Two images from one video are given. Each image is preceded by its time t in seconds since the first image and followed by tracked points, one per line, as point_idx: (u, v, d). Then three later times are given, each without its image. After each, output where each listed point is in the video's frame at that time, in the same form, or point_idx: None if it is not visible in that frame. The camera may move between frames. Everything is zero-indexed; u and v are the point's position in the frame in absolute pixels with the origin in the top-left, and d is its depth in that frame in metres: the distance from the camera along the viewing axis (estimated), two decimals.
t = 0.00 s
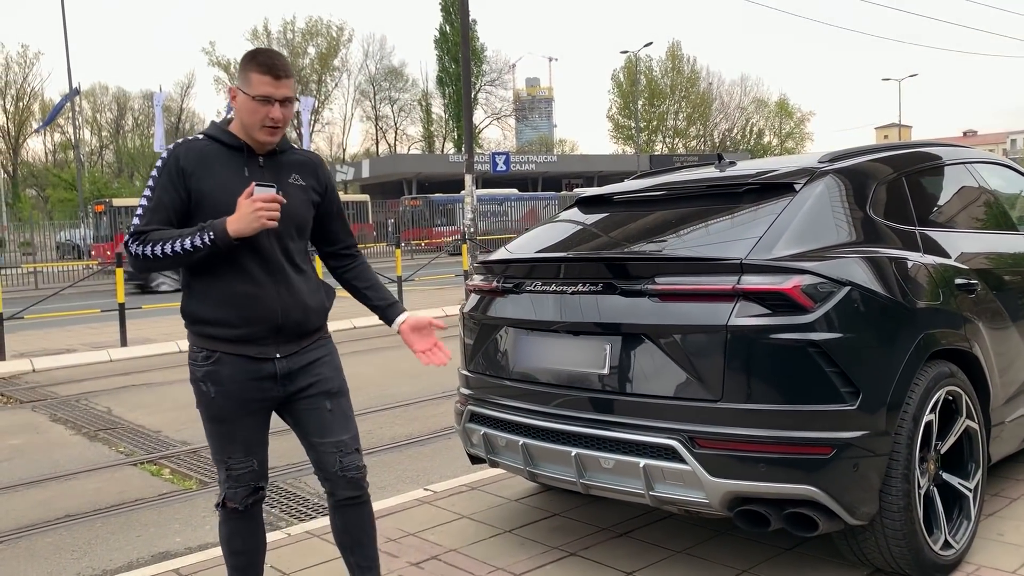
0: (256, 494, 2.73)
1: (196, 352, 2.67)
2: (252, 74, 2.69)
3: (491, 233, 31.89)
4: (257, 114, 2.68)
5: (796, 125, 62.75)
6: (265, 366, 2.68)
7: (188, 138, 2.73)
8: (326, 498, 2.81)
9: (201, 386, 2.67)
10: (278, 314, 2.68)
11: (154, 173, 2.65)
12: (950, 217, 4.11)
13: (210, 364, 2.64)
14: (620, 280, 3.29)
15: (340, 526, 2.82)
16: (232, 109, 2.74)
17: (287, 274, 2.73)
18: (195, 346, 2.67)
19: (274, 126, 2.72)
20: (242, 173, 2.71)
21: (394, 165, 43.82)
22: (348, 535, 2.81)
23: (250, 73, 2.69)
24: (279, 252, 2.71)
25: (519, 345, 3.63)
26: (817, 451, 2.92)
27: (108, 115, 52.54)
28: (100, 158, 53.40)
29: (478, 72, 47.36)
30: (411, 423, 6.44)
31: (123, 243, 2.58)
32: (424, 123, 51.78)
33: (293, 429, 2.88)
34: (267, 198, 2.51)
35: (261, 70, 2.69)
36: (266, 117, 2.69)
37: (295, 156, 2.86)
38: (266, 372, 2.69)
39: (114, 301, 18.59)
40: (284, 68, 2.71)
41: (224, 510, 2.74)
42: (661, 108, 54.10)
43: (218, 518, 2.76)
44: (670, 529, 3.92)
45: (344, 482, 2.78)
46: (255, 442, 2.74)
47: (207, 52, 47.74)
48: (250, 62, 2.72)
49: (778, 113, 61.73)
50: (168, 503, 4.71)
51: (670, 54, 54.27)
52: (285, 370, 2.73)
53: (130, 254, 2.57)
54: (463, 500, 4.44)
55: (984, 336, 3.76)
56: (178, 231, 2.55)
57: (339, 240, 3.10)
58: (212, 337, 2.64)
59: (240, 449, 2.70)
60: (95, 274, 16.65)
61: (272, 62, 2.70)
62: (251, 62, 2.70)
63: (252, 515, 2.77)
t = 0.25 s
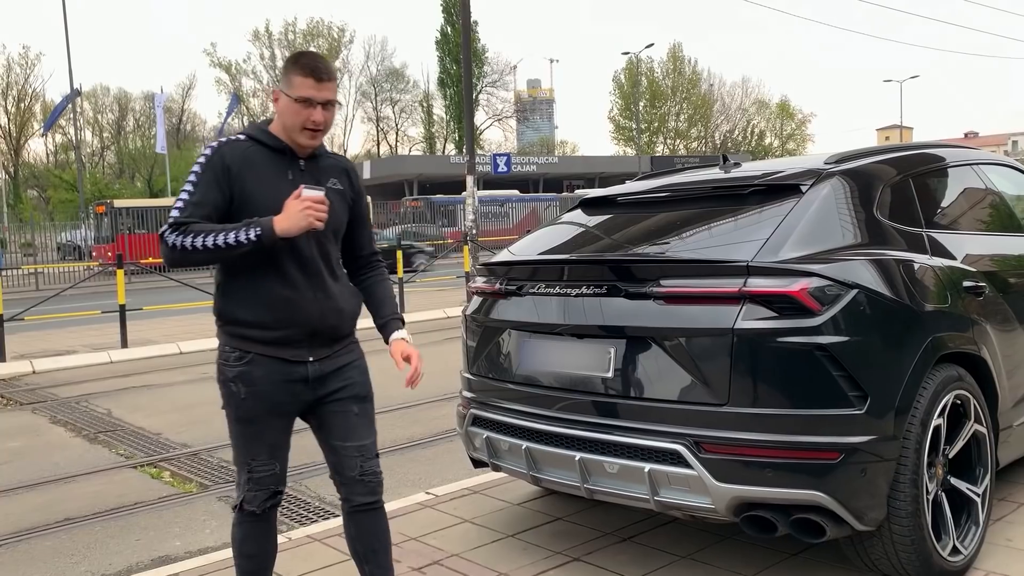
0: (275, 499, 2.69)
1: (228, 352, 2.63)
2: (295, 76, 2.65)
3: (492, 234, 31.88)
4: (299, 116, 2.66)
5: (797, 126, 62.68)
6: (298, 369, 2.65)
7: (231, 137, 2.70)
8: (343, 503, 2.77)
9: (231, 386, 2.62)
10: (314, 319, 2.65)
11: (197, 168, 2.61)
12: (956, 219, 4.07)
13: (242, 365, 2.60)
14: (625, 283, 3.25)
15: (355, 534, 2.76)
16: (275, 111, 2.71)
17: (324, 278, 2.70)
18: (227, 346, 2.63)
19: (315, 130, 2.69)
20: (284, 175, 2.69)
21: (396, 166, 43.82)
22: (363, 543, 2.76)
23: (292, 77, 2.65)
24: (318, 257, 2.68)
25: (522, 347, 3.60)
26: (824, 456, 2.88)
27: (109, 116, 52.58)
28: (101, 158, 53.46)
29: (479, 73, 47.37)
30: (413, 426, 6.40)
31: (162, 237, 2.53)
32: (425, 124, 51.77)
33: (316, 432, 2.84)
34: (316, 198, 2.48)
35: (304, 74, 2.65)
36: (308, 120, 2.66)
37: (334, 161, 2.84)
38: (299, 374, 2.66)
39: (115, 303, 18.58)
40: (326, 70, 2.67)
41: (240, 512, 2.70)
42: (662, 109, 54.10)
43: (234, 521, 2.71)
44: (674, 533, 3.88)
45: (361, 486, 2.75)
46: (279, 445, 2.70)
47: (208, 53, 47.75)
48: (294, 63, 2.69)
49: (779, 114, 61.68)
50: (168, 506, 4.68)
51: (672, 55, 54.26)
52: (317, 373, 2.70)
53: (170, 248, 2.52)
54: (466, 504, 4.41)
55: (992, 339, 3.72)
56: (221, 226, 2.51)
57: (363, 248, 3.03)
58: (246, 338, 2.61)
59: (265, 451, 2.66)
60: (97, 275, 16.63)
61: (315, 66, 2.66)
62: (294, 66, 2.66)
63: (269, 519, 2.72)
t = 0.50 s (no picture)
0: (313, 510, 2.62)
1: (278, 350, 2.60)
2: (346, 74, 2.64)
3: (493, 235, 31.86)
4: (349, 114, 2.64)
5: (799, 128, 62.59)
6: (347, 366, 2.63)
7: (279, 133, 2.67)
8: (366, 501, 2.79)
9: (278, 383, 2.59)
10: (363, 314, 2.61)
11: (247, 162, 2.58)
12: (962, 220, 4.04)
13: (292, 363, 2.57)
14: (631, 283, 3.22)
15: (375, 535, 2.79)
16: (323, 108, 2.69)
17: (373, 272, 2.67)
18: (277, 345, 2.61)
19: (364, 128, 2.67)
20: (333, 170, 2.65)
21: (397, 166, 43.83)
22: (380, 545, 2.79)
23: (344, 74, 2.63)
24: (366, 252, 2.64)
25: (527, 348, 3.57)
26: (832, 459, 2.85)
27: (112, 114, 52.61)
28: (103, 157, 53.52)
29: (481, 74, 47.36)
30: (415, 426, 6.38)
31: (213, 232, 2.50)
32: (427, 124, 51.78)
33: (354, 432, 2.83)
34: (362, 186, 2.45)
35: (356, 71, 2.63)
36: (358, 119, 2.64)
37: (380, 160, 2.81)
38: (348, 371, 2.63)
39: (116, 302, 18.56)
40: (377, 70, 2.66)
41: (274, 523, 2.62)
42: (664, 110, 54.08)
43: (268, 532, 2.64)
44: (679, 536, 3.85)
45: (389, 486, 2.77)
46: (322, 450, 2.66)
47: (210, 52, 47.76)
48: (344, 62, 2.67)
49: (782, 116, 61.60)
50: (168, 506, 4.65)
51: (674, 56, 54.24)
52: (364, 372, 2.68)
53: (221, 244, 2.49)
54: (468, 506, 4.37)
55: (1001, 341, 3.68)
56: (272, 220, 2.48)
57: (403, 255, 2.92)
58: (296, 335, 2.58)
59: (307, 455, 2.61)
60: (98, 274, 16.61)
61: (368, 64, 2.64)
62: (347, 64, 2.64)
63: (302, 532, 2.65)
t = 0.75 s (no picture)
0: (357, 510, 2.54)
1: (310, 344, 2.55)
2: (398, 83, 2.58)
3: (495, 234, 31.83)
4: (397, 124, 2.61)
5: (802, 129, 62.48)
6: (380, 361, 2.60)
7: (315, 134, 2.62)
8: (384, 502, 2.80)
9: (311, 376, 2.54)
10: (396, 311, 2.60)
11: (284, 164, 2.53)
12: (968, 222, 4.02)
13: (325, 355, 2.53)
14: (637, 283, 3.19)
15: (391, 537, 2.80)
16: (367, 112, 2.64)
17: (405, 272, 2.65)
18: (308, 339, 2.56)
19: (410, 137, 2.66)
20: (371, 173, 2.63)
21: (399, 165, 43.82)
22: (394, 548, 2.80)
23: (394, 85, 2.58)
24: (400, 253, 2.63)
25: (531, 348, 3.54)
26: (839, 463, 2.82)
27: (114, 112, 52.61)
28: (106, 154, 53.55)
29: (483, 73, 47.33)
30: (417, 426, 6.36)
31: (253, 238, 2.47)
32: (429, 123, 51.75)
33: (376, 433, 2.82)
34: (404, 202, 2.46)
35: (407, 81, 2.58)
36: (405, 130, 2.63)
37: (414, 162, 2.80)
38: (381, 365, 2.60)
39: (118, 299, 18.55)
40: (429, 80, 2.62)
41: (317, 528, 2.54)
42: (666, 110, 54.04)
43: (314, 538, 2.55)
44: (683, 539, 3.82)
45: (410, 488, 2.77)
46: (360, 447, 2.59)
47: (213, 50, 47.73)
48: (395, 68, 2.61)
49: (784, 117, 61.49)
50: (169, 505, 4.62)
51: (676, 56, 54.19)
52: (395, 366, 2.65)
53: (259, 250, 2.46)
54: (471, 507, 4.35)
55: (1009, 344, 3.65)
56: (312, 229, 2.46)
57: (442, 246, 2.99)
58: (328, 328, 2.54)
59: (348, 450, 2.54)
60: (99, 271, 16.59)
61: (419, 76, 2.59)
62: (397, 73, 2.59)
63: (344, 536, 2.58)
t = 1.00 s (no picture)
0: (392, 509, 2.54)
1: (319, 350, 2.53)
2: (414, 88, 2.59)
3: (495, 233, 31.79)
4: (412, 129, 2.62)
5: (803, 129, 62.40)
6: (391, 361, 2.58)
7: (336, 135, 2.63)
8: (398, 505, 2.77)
9: (325, 382, 2.52)
10: (405, 313, 2.58)
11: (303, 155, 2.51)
12: (971, 223, 4.00)
13: (337, 359, 2.51)
14: (641, 284, 3.17)
15: (401, 538, 2.78)
16: (385, 117, 2.67)
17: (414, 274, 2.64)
18: (317, 346, 2.54)
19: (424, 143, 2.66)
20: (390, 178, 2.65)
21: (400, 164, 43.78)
22: (402, 550, 2.79)
23: (410, 90, 2.58)
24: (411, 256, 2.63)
25: (533, 349, 3.52)
26: (843, 466, 2.80)
27: (115, 110, 52.59)
28: (106, 152, 53.49)
29: (484, 72, 47.28)
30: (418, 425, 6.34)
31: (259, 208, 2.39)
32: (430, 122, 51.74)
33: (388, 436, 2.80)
34: (419, 209, 2.44)
35: (422, 87, 2.59)
36: (420, 136, 2.63)
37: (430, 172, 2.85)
38: (392, 366, 2.59)
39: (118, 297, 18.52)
40: (445, 86, 2.60)
41: (352, 533, 2.53)
42: (667, 110, 54.02)
43: (352, 543, 2.54)
44: (684, 541, 3.80)
45: (421, 491, 2.76)
46: (384, 446, 2.59)
47: (214, 48, 47.67)
48: (413, 73, 2.62)
49: (785, 117, 61.37)
50: (168, 504, 4.60)
51: (677, 56, 54.14)
52: (406, 367, 2.64)
53: (264, 223, 2.39)
54: (472, 507, 4.33)
55: (1013, 346, 3.63)
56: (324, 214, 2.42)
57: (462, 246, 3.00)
58: (339, 334, 2.53)
59: (375, 449, 2.54)
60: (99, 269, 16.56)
61: (436, 82, 2.59)
62: (413, 77, 2.59)
63: (380, 538, 2.57)
